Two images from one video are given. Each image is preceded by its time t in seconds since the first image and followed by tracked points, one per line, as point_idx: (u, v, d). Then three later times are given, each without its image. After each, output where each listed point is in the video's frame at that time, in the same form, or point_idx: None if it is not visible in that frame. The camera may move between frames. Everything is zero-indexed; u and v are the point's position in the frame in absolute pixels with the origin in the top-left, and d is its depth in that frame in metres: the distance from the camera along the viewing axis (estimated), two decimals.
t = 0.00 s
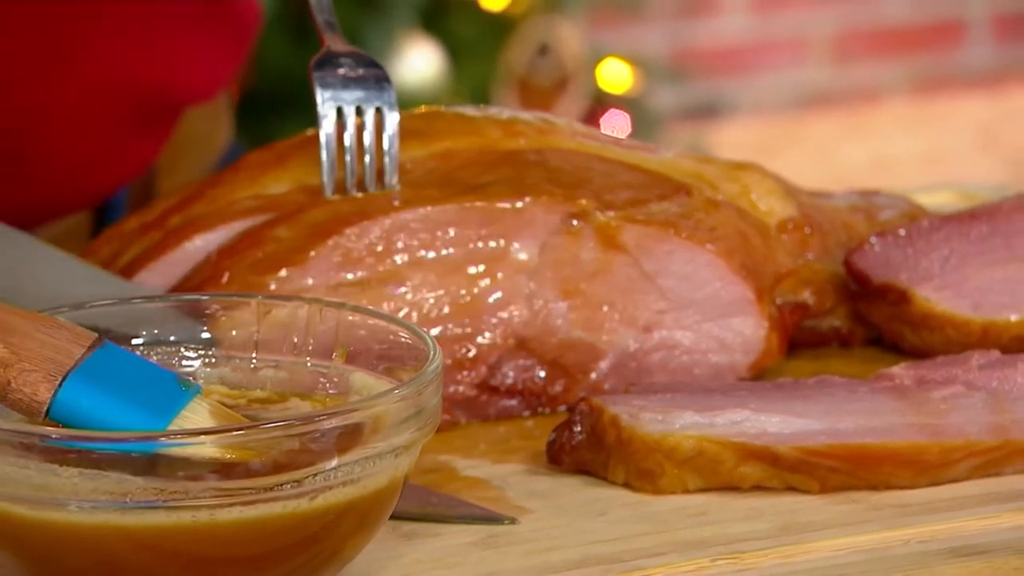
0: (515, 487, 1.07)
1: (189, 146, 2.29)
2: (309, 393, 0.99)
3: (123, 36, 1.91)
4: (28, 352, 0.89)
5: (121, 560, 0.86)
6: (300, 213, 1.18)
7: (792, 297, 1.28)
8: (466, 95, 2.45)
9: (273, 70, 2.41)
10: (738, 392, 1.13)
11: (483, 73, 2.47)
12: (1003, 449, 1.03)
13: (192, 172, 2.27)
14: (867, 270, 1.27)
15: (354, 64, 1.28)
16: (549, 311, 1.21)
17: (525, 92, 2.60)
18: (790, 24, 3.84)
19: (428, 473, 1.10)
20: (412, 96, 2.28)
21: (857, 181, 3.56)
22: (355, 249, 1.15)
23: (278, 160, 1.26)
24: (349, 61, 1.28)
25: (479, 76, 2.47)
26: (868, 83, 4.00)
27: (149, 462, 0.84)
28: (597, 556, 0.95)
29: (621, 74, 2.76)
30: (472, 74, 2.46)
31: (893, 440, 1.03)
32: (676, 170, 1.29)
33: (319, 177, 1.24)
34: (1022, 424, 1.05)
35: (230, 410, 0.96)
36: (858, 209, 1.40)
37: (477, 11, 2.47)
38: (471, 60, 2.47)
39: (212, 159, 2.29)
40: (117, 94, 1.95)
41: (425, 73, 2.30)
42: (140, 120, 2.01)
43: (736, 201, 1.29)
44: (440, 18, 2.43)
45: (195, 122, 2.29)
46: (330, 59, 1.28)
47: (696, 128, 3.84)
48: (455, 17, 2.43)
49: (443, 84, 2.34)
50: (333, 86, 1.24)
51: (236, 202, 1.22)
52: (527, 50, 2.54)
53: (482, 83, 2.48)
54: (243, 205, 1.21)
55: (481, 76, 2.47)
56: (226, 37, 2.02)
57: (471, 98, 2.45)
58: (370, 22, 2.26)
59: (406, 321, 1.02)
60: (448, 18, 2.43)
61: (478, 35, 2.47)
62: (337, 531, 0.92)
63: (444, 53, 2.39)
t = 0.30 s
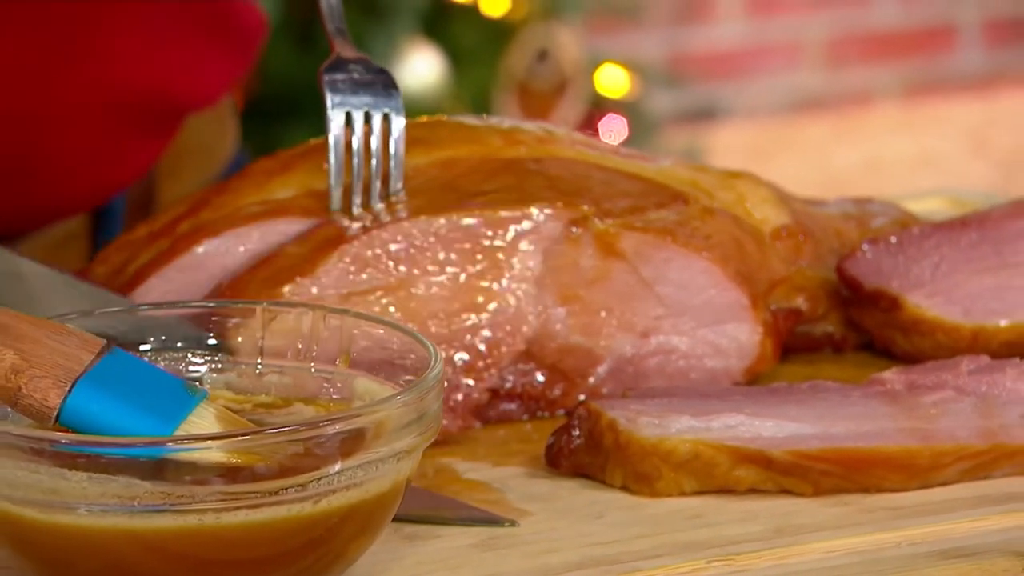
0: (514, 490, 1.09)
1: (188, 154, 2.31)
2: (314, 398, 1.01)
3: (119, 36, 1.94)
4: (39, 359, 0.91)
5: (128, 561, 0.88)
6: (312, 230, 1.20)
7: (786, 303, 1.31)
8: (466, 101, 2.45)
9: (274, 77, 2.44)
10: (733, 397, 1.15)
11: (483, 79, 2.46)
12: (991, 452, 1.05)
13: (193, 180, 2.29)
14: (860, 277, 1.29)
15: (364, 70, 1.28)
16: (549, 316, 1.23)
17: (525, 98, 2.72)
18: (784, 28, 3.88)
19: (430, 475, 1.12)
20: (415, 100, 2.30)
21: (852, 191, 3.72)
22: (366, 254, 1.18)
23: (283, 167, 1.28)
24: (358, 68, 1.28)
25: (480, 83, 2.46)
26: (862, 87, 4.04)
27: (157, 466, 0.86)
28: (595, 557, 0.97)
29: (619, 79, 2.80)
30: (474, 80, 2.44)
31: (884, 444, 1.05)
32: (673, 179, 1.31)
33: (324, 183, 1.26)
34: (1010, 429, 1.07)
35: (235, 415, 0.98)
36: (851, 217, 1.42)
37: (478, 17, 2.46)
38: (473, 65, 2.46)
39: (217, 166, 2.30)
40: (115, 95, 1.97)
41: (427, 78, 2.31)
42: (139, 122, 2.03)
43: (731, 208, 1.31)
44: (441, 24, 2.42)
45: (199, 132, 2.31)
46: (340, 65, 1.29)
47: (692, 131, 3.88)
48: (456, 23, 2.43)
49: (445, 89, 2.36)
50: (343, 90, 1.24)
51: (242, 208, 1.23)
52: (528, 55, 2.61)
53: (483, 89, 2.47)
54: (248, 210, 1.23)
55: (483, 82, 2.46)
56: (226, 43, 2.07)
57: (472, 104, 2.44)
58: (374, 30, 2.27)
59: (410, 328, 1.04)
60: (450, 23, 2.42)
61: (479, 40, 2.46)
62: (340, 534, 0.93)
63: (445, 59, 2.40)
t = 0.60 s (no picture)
0: (512, 494, 1.11)
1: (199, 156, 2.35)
2: (316, 404, 1.04)
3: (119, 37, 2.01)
4: (48, 365, 0.92)
5: (134, 564, 0.90)
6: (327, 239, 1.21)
7: (778, 310, 1.33)
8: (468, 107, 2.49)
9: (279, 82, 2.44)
10: (726, 402, 1.17)
11: (484, 84, 2.50)
12: (978, 457, 1.08)
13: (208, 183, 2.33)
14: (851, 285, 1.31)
15: (367, 68, 1.32)
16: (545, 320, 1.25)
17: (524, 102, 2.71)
18: (774, 35, 3.91)
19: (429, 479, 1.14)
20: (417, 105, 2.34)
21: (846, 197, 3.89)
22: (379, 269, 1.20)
23: (286, 172, 1.30)
24: (362, 66, 1.33)
25: (481, 88, 2.50)
26: (853, 90, 4.07)
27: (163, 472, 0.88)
28: (592, 560, 0.99)
29: (615, 84, 2.83)
30: (473, 85, 2.49)
31: (873, 449, 1.07)
32: (667, 188, 1.33)
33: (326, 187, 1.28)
34: (997, 434, 1.10)
35: (240, 420, 1.00)
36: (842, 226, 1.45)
37: (478, 24, 2.51)
38: (472, 72, 2.50)
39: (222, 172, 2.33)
40: (119, 96, 2.03)
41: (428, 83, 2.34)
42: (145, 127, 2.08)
43: (724, 217, 1.33)
44: (441, 32, 2.47)
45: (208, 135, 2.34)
46: (343, 63, 1.33)
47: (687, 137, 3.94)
48: (457, 29, 2.48)
49: (445, 94, 2.39)
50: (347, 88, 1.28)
51: (246, 211, 1.25)
52: (526, 60, 2.59)
53: (482, 95, 2.51)
54: (252, 214, 1.25)
55: (481, 89, 2.50)
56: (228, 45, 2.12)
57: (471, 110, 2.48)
58: (376, 34, 2.34)
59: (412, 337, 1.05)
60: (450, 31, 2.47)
61: (479, 45, 2.51)
62: (342, 538, 0.95)
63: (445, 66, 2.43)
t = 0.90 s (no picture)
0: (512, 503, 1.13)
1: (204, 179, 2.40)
2: (322, 415, 1.06)
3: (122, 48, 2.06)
4: (60, 380, 0.94)
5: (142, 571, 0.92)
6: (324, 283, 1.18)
7: (772, 322, 1.35)
8: (469, 113, 2.57)
9: (281, 88, 2.47)
10: (722, 412, 1.19)
11: (486, 92, 2.59)
12: (970, 467, 1.10)
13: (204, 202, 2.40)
14: (844, 298, 1.33)
15: (367, 74, 1.34)
16: (543, 330, 1.26)
17: (523, 109, 2.74)
18: (772, 43, 4.05)
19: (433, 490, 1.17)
20: (420, 113, 2.39)
21: (838, 198, 3.76)
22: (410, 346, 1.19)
23: (291, 184, 1.32)
24: (362, 72, 1.34)
25: (482, 95, 2.58)
26: (844, 96, 4.22)
27: (171, 485, 0.89)
28: (591, 568, 1.01)
29: (614, 90, 2.86)
30: (474, 92, 2.56)
31: (868, 459, 1.10)
32: (665, 202, 1.36)
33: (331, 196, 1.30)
34: (988, 444, 1.12)
35: (247, 432, 1.02)
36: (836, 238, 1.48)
37: (481, 32, 2.57)
38: (474, 80, 2.58)
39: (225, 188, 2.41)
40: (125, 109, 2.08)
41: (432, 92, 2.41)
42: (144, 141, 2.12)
43: (721, 230, 1.36)
44: (443, 40, 2.56)
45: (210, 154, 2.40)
46: (344, 69, 1.35)
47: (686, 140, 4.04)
48: (459, 38, 2.56)
49: (446, 101, 2.45)
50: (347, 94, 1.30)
51: (252, 221, 1.28)
52: (526, 68, 2.63)
53: (484, 101, 2.59)
54: (258, 223, 1.27)
55: (483, 95, 2.58)
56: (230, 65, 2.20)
57: (473, 116, 2.57)
58: (379, 42, 2.36)
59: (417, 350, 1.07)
60: (452, 42, 2.55)
61: (480, 53, 2.58)
62: (346, 547, 0.98)
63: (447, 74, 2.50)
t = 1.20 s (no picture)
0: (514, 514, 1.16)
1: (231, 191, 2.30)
2: (329, 429, 1.08)
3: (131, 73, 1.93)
4: (75, 396, 0.95)
5: None
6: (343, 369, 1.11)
7: (767, 334, 1.37)
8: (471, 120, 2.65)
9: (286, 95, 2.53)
10: (720, 426, 1.22)
11: (486, 99, 2.67)
12: (961, 480, 1.13)
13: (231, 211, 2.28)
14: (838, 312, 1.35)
15: (374, 75, 1.36)
16: (542, 338, 1.29)
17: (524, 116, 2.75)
18: (767, 49, 4.11)
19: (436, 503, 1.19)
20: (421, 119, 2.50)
21: (831, 202, 3.82)
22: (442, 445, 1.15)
23: (295, 190, 1.34)
24: (369, 73, 1.36)
25: (483, 103, 2.67)
26: (838, 102, 4.28)
27: (182, 499, 0.91)
28: None
29: (613, 98, 2.89)
30: (476, 98, 2.66)
31: (863, 472, 1.12)
32: (663, 216, 1.38)
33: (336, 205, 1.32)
34: (980, 457, 1.14)
35: (255, 446, 1.04)
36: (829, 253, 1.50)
37: (483, 40, 2.67)
38: (477, 86, 2.68)
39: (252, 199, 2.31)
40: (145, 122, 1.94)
41: (432, 99, 2.51)
42: (176, 157, 2.00)
43: (719, 244, 1.38)
44: (447, 49, 2.66)
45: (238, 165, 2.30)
46: (353, 70, 1.36)
47: (682, 145, 4.11)
48: (461, 47, 2.66)
49: (447, 109, 2.55)
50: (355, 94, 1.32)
51: (261, 225, 1.30)
52: (526, 77, 2.68)
53: (483, 108, 2.67)
54: (266, 226, 1.29)
55: (484, 100, 2.67)
56: (261, 90, 2.09)
57: (473, 123, 2.66)
58: (382, 50, 2.48)
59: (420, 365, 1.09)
60: (455, 50, 2.66)
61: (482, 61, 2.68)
62: (352, 560, 1.00)
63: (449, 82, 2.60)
